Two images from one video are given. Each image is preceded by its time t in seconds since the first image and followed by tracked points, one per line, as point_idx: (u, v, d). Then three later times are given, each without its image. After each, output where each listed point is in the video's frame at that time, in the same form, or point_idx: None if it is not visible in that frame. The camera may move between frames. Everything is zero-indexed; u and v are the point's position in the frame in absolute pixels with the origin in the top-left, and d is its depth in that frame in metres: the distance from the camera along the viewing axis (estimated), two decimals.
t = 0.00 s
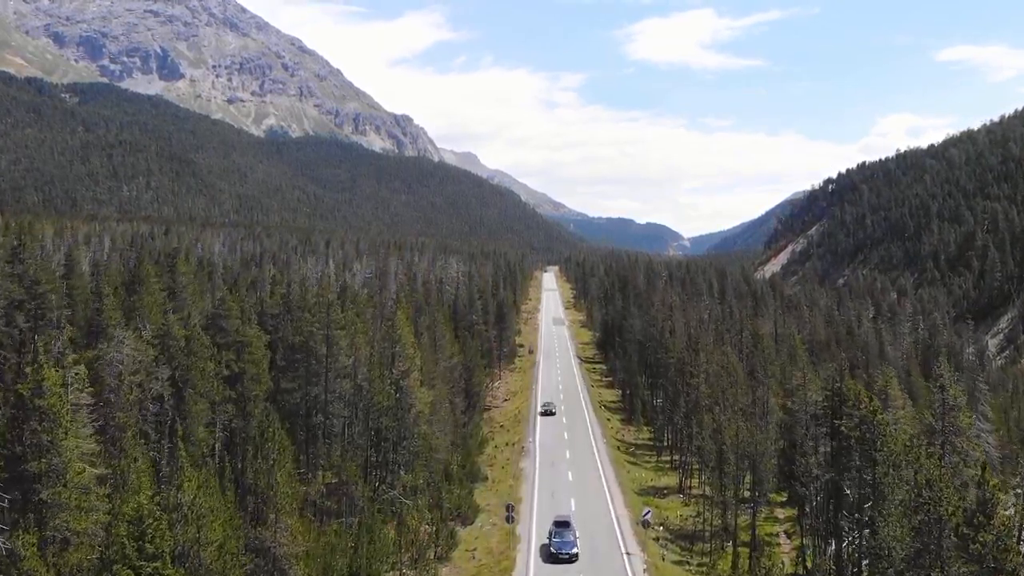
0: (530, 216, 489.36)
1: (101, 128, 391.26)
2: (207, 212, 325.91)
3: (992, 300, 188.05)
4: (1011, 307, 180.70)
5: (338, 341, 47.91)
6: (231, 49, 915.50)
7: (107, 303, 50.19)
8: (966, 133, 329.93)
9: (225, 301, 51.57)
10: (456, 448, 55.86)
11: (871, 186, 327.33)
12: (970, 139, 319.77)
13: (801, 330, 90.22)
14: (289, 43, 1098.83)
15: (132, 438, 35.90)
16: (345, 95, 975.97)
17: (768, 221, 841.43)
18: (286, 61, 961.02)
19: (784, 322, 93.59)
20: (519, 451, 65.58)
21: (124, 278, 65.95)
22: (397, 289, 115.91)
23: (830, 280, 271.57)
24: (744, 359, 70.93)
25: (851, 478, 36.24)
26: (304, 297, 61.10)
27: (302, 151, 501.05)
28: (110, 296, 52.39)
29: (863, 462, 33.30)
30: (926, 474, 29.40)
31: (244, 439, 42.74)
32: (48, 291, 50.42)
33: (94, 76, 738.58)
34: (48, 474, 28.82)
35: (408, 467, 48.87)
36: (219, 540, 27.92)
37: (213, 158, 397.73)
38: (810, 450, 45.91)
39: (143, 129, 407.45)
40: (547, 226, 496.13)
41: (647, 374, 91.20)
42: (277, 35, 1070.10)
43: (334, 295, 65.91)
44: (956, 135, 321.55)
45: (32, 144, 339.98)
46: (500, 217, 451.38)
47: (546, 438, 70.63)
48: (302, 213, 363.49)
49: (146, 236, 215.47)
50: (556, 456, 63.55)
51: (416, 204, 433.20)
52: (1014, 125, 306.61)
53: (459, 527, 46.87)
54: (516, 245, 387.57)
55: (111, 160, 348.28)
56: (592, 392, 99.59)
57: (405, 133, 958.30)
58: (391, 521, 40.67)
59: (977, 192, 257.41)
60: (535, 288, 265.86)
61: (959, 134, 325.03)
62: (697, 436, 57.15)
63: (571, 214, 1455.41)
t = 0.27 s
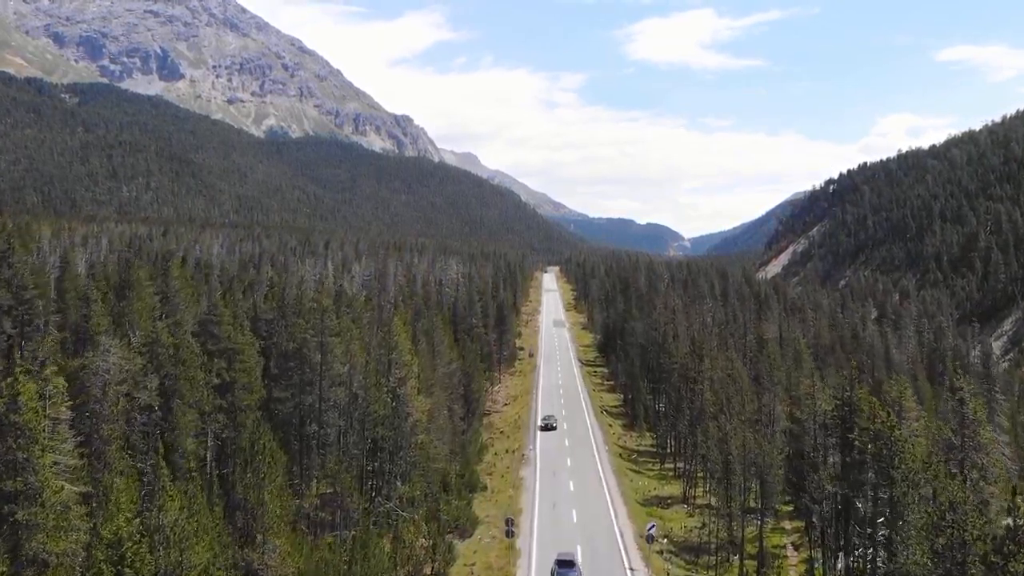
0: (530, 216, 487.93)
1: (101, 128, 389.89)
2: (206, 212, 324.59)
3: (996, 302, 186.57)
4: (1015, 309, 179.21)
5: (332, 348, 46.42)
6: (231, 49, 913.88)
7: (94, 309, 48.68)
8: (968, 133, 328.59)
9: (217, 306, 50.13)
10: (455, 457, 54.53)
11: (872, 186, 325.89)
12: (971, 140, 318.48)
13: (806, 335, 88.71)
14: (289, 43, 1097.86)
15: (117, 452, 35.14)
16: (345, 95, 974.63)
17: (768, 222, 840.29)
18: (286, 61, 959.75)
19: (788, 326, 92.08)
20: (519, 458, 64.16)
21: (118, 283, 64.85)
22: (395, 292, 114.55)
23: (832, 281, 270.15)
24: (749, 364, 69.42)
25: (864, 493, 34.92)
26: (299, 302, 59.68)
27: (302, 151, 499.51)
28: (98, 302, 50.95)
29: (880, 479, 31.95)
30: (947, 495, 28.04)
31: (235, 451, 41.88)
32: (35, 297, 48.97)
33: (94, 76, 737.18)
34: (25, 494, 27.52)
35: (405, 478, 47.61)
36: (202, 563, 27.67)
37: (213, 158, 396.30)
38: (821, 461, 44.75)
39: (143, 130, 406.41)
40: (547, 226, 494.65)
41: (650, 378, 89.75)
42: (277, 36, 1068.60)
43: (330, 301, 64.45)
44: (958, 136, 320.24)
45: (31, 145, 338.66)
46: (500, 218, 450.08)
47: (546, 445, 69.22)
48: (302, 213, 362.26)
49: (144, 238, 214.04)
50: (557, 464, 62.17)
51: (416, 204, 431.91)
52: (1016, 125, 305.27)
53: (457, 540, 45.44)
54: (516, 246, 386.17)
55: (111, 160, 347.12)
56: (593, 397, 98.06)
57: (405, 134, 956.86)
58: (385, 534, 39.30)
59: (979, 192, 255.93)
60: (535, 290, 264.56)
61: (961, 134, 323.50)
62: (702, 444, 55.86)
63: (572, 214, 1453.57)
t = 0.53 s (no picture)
0: (530, 217, 486.39)
1: (101, 129, 388.81)
2: (206, 213, 323.31)
3: (999, 304, 184.95)
4: (1018, 311, 177.62)
5: (324, 357, 45.24)
6: (232, 50, 913.01)
7: (81, 317, 47.17)
8: (971, 134, 326.82)
9: (207, 313, 48.70)
10: (453, 468, 53.25)
11: (874, 187, 324.28)
12: (973, 141, 316.87)
13: (811, 341, 87.33)
14: (290, 44, 1096.96)
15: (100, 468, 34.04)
16: (346, 95, 973.37)
17: (769, 223, 839.91)
18: (286, 62, 959.06)
19: (792, 331, 90.54)
20: (519, 467, 62.83)
21: (110, 289, 63.66)
22: (394, 296, 113.26)
23: (833, 283, 268.62)
24: (752, 371, 68.17)
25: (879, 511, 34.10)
26: (293, 309, 58.43)
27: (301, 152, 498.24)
28: (87, 310, 49.52)
29: (897, 500, 30.99)
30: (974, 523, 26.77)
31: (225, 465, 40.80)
32: (22, 303, 47.70)
33: (94, 77, 736.77)
34: None
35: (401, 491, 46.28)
36: None
37: (213, 158, 395.12)
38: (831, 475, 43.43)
39: (143, 130, 405.45)
40: (547, 227, 492.74)
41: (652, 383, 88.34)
42: (278, 36, 1070.96)
43: (326, 308, 63.19)
44: (959, 137, 318.64)
45: (31, 145, 337.74)
46: (500, 219, 449.02)
47: (547, 452, 67.90)
48: (303, 214, 360.92)
49: (143, 239, 212.92)
50: (557, 473, 60.86)
51: (416, 205, 430.66)
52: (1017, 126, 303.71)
53: (454, 555, 44.10)
54: (516, 247, 384.54)
55: (110, 161, 346.44)
56: (594, 402, 96.58)
57: (405, 134, 955.89)
58: (380, 552, 37.92)
59: (982, 194, 254.21)
60: (535, 291, 263.54)
61: (962, 135, 321.82)
62: (707, 454, 54.57)
63: (572, 214, 1451.89)
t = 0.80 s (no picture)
0: (531, 217, 484.89)
1: (101, 129, 387.82)
2: (206, 213, 322.05)
3: (1003, 307, 183.38)
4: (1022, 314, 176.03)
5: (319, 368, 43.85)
6: (232, 50, 911.98)
7: (67, 326, 45.79)
8: (973, 135, 324.92)
9: (199, 322, 47.36)
10: (450, 480, 51.78)
11: (876, 188, 322.52)
12: (975, 141, 315.24)
13: (816, 346, 85.95)
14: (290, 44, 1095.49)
15: (82, 489, 32.67)
16: (346, 96, 972.19)
17: (770, 223, 838.39)
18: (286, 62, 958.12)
19: (797, 335, 89.12)
20: (519, 477, 61.35)
21: (100, 297, 62.29)
22: (392, 300, 111.79)
23: (834, 285, 267.18)
24: (758, 379, 66.90)
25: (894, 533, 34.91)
26: (288, 316, 57.03)
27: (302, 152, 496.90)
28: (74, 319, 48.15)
29: (917, 525, 31.65)
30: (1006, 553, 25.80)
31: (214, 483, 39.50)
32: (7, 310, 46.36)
33: (95, 78, 736.29)
34: None
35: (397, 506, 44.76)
36: None
37: (213, 159, 393.94)
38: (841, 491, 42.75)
39: (143, 131, 404.44)
40: (548, 227, 491.14)
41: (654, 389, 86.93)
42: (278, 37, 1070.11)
43: (321, 314, 61.85)
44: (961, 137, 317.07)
45: (30, 146, 336.84)
46: (500, 219, 447.54)
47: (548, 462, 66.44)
48: (302, 215, 359.60)
49: (141, 241, 211.65)
50: (559, 484, 59.43)
51: (416, 205, 429.27)
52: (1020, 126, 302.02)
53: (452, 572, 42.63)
54: (516, 248, 383.01)
55: (110, 162, 345.64)
56: (595, 407, 94.93)
57: (405, 135, 954.68)
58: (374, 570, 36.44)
59: (984, 195, 252.64)
60: (535, 293, 262.21)
61: (965, 136, 320.20)
62: (712, 466, 53.27)
63: (573, 215, 1449.74)
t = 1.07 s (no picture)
0: (531, 218, 483.35)
1: (100, 130, 386.54)
2: (206, 214, 320.70)
3: (1007, 308, 181.83)
4: None
5: (311, 380, 42.46)
6: (232, 51, 910.85)
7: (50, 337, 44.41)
8: (975, 135, 323.20)
9: (188, 331, 46.02)
10: (449, 493, 50.26)
11: (877, 189, 320.77)
12: (977, 142, 313.84)
13: (822, 352, 84.62)
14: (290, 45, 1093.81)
15: (64, 511, 31.47)
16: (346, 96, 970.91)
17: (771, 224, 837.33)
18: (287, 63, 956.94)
19: (802, 340, 87.68)
20: (519, 489, 59.96)
21: (90, 305, 60.76)
22: (390, 304, 110.38)
23: (836, 286, 265.56)
24: (763, 388, 65.78)
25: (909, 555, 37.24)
26: (280, 323, 55.63)
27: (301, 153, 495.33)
28: (58, 328, 46.81)
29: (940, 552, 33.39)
30: None
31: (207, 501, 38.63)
32: None
33: (95, 78, 735.13)
34: None
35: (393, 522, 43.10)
36: None
37: (213, 159, 392.48)
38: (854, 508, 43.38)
39: (142, 131, 403.04)
40: (548, 228, 489.50)
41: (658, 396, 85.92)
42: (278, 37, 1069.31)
43: (315, 321, 60.38)
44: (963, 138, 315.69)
45: (29, 147, 335.60)
46: (501, 220, 445.97)
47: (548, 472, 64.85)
48: (302, 215, 358.12)
49: (139, 242, 210.11)
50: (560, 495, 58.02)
51: (416, 206, 427.99)
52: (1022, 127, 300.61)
53: None
54: (517, 249, 381.19)
55: (109, 162, 344.56)
56: (597, 413, 93.29)
57: (405, 135, 953.42)
58: None
59: (987, 196, 251.14)
60: (535, 294, 260.75)
61: (966, 136, 318.74)
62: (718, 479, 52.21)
63: (574, 215, 1446.30)
